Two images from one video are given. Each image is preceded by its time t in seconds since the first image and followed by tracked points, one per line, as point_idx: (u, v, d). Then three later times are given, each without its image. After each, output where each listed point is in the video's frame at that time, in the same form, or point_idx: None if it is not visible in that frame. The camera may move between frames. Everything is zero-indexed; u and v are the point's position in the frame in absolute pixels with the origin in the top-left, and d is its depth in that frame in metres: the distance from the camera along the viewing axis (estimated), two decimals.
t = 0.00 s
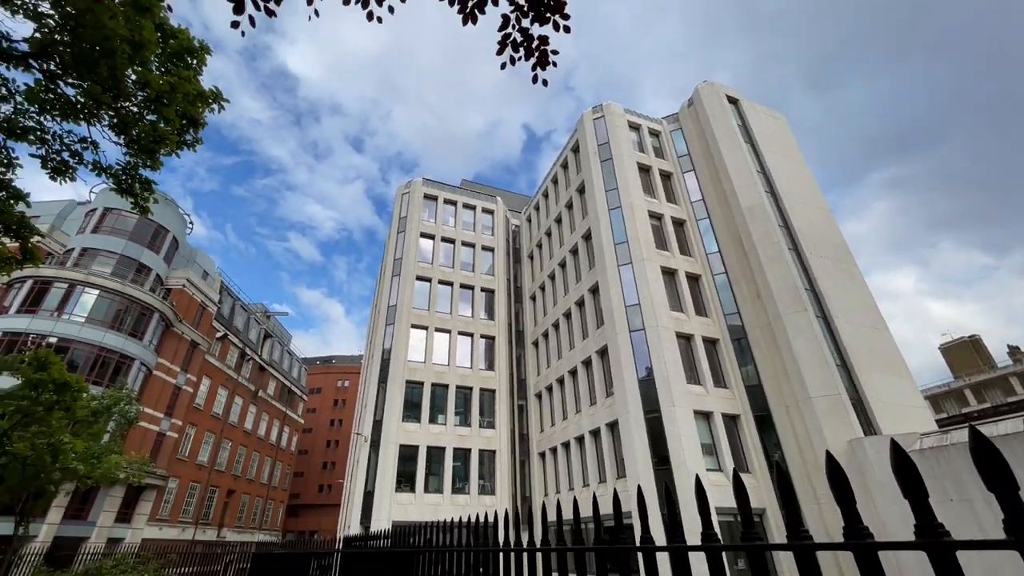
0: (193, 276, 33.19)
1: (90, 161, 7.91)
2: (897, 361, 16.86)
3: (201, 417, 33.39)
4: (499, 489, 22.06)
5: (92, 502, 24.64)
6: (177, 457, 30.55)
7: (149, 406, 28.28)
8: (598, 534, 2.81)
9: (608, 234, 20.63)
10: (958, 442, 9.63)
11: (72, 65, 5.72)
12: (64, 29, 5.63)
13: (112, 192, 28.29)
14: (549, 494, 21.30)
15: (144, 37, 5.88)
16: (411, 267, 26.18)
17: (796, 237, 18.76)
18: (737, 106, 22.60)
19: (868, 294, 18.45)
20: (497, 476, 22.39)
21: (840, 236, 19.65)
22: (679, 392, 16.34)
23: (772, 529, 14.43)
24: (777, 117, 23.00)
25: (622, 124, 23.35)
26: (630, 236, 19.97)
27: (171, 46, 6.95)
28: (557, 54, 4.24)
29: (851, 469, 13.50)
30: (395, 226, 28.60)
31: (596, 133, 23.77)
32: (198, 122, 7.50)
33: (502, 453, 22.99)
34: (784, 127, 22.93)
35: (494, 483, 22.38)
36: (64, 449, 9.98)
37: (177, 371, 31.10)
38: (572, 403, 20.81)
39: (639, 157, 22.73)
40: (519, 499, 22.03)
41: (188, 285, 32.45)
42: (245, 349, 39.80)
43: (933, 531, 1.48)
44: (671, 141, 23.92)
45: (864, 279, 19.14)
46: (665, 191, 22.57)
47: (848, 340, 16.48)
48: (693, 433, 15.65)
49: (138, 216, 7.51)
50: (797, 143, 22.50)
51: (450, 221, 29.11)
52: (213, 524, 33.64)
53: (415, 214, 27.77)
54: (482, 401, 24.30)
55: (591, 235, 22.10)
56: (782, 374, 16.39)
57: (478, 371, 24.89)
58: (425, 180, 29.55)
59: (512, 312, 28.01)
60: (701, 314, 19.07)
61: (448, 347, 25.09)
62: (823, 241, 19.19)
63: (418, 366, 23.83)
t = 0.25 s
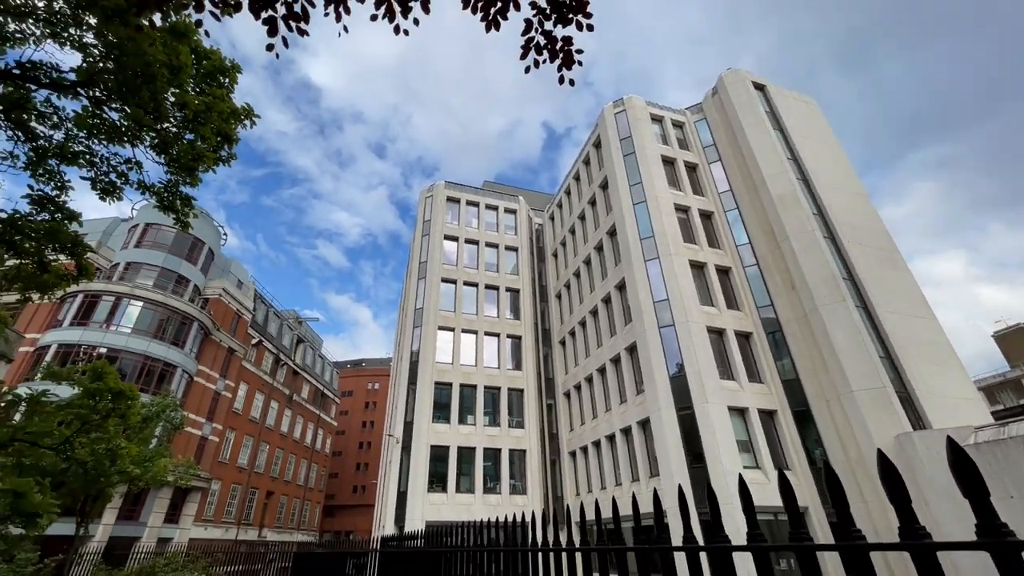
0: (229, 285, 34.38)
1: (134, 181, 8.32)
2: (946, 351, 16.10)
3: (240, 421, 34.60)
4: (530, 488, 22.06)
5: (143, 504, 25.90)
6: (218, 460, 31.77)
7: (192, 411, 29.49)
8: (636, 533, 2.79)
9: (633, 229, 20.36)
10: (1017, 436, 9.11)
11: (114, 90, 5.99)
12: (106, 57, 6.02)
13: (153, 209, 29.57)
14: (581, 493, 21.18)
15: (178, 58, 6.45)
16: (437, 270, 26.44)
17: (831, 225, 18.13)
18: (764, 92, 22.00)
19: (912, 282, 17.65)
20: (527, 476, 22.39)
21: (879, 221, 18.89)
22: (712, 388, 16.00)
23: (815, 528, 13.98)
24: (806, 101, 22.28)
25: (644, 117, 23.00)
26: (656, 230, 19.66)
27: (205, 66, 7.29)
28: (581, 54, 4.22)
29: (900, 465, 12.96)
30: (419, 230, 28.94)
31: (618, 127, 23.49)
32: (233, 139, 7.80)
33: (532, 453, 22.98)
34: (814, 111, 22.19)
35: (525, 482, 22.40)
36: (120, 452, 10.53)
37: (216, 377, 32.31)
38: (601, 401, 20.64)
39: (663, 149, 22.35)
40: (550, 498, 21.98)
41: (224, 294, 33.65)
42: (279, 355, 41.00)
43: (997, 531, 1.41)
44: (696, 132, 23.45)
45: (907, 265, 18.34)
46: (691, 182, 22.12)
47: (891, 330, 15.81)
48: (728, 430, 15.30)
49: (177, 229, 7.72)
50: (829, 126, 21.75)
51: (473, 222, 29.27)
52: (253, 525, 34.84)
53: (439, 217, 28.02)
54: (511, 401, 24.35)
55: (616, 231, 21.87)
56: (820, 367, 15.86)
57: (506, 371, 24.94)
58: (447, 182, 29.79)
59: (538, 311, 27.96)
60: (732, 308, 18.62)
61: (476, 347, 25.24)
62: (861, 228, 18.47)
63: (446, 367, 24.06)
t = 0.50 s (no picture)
0: (268, 293, 35.65)
1: (179, 199, 8.76)
2: (1010, 334, 15.13)
3: (283, 424, 35.89)
4: (567, 486, 22.00)
5: (197, 504, 27.23)
6: (264, 462, 33.10)
7: (238, 416, 30.81)
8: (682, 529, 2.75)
9: (664, 220, 19.97)
10: None
11: (156, 110, 7.32)
12: (149, 85, 7.56)
13: (195, 223, 30.99)
14: (619, 490, 20.97)
15: (216, 81, 7.68)
16: (466, 270, 26.64)
17: (876, 206, 17.30)
18: (797, 72, 21.19)
19: (968, 262, 16.67)
20: (564, 473, 22.30)
21: (929, 200, 17.91)
22: (753, 381, 15.55)
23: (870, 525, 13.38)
24: (843, 78, 21.33)
25: (671, 105, 22.51)
26: (687, 221, 19.22)
27: (243, 86, 8.45)
28: (608, 48, 4.16)
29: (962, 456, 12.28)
30: (447, 231, 29.22)
31: (644, 118, 23.07)
32: (269, 153, 8.91)
33: (568, 450, 22.90)
34: (852, 87, 21.21)
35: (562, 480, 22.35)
36: (178, 455, 11.15)
37: (259, 382, 33.63)
38: (636, 397, 20.37)
39: (691, 137, 21.81)
40: (588, 496, 21.87)
41: (264, 302, 34.94)
42: (317, 359, 42.24)
43: None
44: (725, 117, 22.81)
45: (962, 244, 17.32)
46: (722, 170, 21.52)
47: (947, 316, 14.94)
48: (771, 424, 14.83)
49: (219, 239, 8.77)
50: (868, 103, 20.75)
51: (500, 221, 29.30)
52: (299, 524, 36.19)
53: (466, 217, 28.20)
54: (544, 399, 24.32)
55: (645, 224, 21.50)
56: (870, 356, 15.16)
57: (538, 369, 24.91)
58: (473, 183, 29.94)
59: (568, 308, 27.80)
60: (771, 297, 18.02)
61: (507, 346, 25.32)
62: (909, 208, 17.55)
63: (479, 367, 24.22)
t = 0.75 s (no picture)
0: (308, 301, 36.90)
1: (227, 214, 9.22)
2: None
3: (329, 427, 37.09)
4: (610, 483, 21.76)
5: (252, 505, 28.51)
6: (313, 464, 34.34)
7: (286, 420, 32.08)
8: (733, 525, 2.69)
9: (699, 209, 19.44)
10: None
11: (202, 133, 8.01)
12: (196, 110, 8.10)
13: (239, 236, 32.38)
14: (663, 487, 20.58)
15: (256, 101, 8.11)
16: (498, 270, 26.72)
17: (931, 181, 16.30)
18: (836, 45, 20.22)
19: None
20: (605, 471, 22.08)
21: (990, 171, 16.74)
22: (802, 372, 14.94)
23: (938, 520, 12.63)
24: (888, 47, 20.19)
25: (701, 90, 21.89)
26: (723, 208, 18.64)
27: (280, 104, 8.84)
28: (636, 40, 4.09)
29: None
30: (477, 232, 29.41)
31: (673, 105, 22.53)
32: (307, 166, 9.31)
33: (608, 447, 22.65)
34: (898, 57, 20.06)
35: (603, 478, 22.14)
36: (234, 459, 11.64)
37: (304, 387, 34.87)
38: (677, 391, 19.92)
39: (724, 121, 21.13)
40: (631, 493, 21.58)
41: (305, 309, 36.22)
42: (357, 363, 43.41)
43: None
44: (759, 98, 22.01)
45: None
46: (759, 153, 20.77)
47: (1017, 295, 13.94)
48: (823, 416, 14.20)
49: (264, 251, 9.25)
50: (917, 72, 19.57)
51: (530, 219, 29.16)
52: (347, 523, 37.42)
53: (495, 217, 28.27)
54: (582, 396, 24.13)
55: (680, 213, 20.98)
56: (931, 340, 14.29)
57: (575, 366, 24.73)
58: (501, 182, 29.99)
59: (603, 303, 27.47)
60: (817, 283, 17.26)
61: (543, 344, 25.25)
62: (969, 180, 16.44)
63: (515, 366, 24.26)
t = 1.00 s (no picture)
0: (348, 307, 37.97)
1: (270, 227, 9.59)
2: None
3: (372, 428, 38.12)
4: (654, 480, 21.37)
5: (304, 505, 29.65)
6: (359, 464, 35.37)
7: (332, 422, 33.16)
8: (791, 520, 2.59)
9: (737, 195, 18.79)
10: None
11: (245, 152, 8.49)
12: (240, 130, 8.54)
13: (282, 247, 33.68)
14: (711, 484, 20.04)
15: (294, 117, 8.46)
16: (531, 268, 26.65)
17: (998, 150, 15.19)
18: (883, 13, 19.21)
19: None
20: (649, 467, 21.70)
21: None
22: (857, 360, 14.22)
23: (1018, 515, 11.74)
24: (942, 11, 18.96)
25: (734, 71, 21.16)
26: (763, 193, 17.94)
27: (315, 118, 9.11)
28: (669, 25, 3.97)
29: None
30: (509, 230, 29.46)
31: (705, 90, 21.88)
32: (343, 177, 9.52)
33: (652, 444, 22.25)
34: (954, 20, 18.77)
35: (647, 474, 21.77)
36: (288, 462, 12.15)
37: (348, 390, 35.96)
38: (722, 384, 19.35)
39: (761, 102, 20.34)
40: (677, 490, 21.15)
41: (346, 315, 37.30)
42: (397, 365, 44.35)
43: None
44: (798, 74, 21.11)
45: None
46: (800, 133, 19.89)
47: None
48: (883, 406, 13.46)
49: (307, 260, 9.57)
50: (977, 34, 18.26)
51: (562, 215, 28.82)
52: (393, 522, 38.39)
53: (526, 215, 28.20)
54: (622, 391, 23.80)
55: (717, 200, 20.33)
56: (1003, 320, 13.28)
57: (613, 362, 24.39)
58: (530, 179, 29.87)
59: (640, 296, 26.97)
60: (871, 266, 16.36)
61: (579, 340, 25.02)
62: None
63: (552, 364, 24.14)
